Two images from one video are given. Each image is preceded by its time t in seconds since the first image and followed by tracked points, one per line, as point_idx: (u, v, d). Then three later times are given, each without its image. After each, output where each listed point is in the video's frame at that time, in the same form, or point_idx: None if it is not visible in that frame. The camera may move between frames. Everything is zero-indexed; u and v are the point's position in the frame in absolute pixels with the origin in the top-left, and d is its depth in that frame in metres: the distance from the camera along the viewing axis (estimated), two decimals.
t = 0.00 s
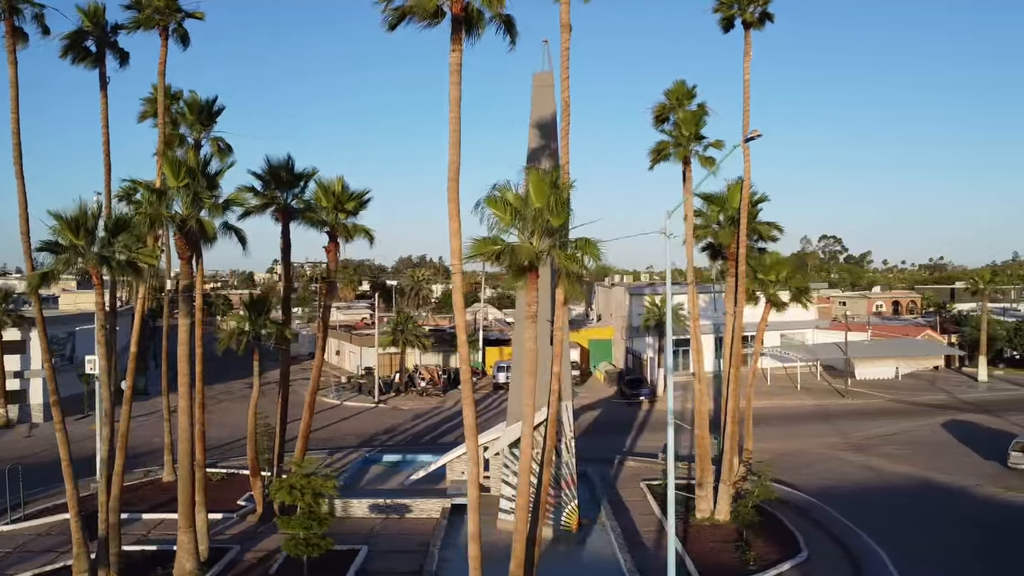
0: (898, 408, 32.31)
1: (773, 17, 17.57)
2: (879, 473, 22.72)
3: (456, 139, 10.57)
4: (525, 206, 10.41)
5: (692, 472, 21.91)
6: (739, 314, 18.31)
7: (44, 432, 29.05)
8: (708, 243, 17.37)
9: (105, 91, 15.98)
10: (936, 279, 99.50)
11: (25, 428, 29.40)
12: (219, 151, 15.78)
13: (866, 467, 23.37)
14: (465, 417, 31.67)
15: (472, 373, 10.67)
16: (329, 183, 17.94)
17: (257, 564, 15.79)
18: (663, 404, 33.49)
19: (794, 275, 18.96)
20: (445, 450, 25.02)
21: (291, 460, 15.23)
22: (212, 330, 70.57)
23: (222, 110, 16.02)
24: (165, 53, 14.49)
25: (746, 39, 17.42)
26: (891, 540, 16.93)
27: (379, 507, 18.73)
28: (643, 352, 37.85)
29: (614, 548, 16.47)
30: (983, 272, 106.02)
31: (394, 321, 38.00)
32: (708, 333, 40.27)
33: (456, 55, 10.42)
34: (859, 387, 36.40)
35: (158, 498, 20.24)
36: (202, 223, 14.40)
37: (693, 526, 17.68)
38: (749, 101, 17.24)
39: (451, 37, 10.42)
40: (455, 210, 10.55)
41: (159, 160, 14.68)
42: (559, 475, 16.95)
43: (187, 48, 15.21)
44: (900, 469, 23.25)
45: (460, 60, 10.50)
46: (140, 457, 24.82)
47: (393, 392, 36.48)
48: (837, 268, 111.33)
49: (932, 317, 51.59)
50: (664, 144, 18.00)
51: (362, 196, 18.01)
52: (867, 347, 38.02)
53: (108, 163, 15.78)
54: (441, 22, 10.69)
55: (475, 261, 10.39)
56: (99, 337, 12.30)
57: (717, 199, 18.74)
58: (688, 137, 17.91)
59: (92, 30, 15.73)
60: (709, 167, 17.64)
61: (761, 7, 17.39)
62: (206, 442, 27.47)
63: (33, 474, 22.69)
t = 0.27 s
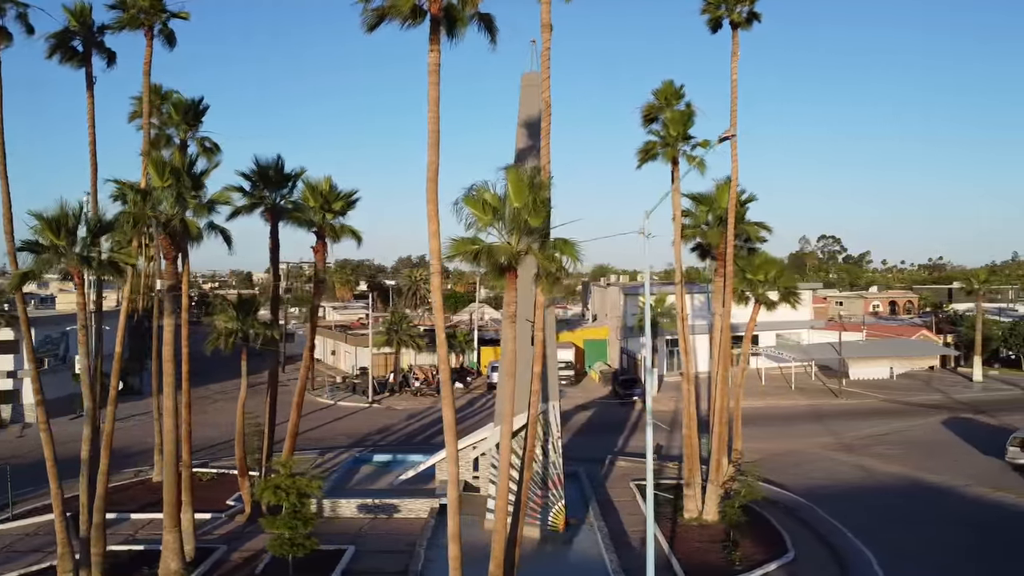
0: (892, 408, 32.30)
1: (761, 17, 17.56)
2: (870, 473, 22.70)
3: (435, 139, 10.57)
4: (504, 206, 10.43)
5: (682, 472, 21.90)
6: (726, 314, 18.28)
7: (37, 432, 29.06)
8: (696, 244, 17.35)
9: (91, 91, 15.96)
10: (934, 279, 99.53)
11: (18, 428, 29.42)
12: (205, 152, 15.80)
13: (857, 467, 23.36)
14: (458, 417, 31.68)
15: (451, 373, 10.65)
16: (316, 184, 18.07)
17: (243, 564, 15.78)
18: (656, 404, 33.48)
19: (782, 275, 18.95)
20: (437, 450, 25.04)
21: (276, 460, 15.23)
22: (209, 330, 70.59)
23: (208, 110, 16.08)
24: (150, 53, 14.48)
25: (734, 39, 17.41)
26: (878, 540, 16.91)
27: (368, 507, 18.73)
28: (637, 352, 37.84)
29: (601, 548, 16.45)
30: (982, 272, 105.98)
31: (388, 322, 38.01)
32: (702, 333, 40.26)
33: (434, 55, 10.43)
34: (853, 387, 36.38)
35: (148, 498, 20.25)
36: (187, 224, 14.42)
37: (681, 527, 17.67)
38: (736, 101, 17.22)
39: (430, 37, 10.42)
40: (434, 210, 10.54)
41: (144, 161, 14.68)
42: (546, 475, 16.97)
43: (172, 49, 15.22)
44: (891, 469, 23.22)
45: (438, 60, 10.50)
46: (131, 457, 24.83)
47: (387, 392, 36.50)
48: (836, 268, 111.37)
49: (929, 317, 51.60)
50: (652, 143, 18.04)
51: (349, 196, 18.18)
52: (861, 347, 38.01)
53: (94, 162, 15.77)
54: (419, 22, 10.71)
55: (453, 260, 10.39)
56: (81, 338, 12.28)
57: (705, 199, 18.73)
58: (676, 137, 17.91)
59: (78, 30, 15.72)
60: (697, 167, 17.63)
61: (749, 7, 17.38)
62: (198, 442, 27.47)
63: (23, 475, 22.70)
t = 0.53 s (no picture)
0: (886, 408, 32.30)
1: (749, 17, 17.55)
2: (861, 473, 22.70)
3: (415, 140, 10.56)
4: (483, 207, 10.45)
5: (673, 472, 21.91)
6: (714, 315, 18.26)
7: (30, 432, 29.06)
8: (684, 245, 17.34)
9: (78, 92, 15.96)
10: (932, 279, 99.63)
11: (11, 428, 29.42)
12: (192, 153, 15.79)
13: (848, 467, 23.37)
14: (452, 417, 31.70)
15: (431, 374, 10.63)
16: (304, 185, 18.10)
17: (230, 565, 15.79)
18: (651, 404, 33.48)
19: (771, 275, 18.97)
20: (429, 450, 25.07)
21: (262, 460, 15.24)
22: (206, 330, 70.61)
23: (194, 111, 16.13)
24: (136, 54, 14.48)
25: (722, 39, 17.42)
26: (867, 540, 16.92)
27: (357, 508, 18.74)
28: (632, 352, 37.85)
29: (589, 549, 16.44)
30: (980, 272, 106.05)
31: (383, 322, 38.01)
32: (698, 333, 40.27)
33: (414, 56, 10.43)
34: (848, 387, 36.40)
35: (138, 498, 20.27)
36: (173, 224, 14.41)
37: (669, 528, 17.67)
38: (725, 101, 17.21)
39: (411, 37, 10.41)
40: (414, 211, 10.54)
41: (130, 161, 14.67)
42: (535, 476, 16.97)
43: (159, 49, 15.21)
44: (883, 469, 23.22)
45: (420, 61, 10.50)
46: (123, 457, 24.83)
47: (382, 392, 36.53)
48: (835, 268, 111.45)
49: (925, 317, 51.67)
50: (641, 143, 18.03)
51: (338, 197, 18.23)
52: (856, 347, 38.03)
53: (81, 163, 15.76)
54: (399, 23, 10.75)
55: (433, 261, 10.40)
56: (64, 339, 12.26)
57: (695, 199, 18.73)
58: (664, 137, 17.91)
59: (66, 31, 15.71)
60: (685, 167, 17.62)
61: (737, 7, 17.36)
62: (191, 443, 27.49)
63: (14, 475, 22.72)
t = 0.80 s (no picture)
0: (881, 408, 32.30)
1: (738, 17, 17.54)
2: (853, 473, 22.69)
3: (396, 141, 10.55)
4: (464, 208, 10.44)
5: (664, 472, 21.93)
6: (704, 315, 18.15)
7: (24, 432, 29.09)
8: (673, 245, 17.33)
9: (66, 92, 15.96)
10: (930, 279, 99.55)
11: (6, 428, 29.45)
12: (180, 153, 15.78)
13: (840, 467, 23.37)
14: (446, 417, 31.71)
15: (413, 374, 10.61)
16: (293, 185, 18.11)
17: (219, 565, 15.79)
18: (645, 404, 33.49)
19: (761, 276, 18.92)
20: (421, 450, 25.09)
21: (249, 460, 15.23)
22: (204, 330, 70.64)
23: (182, 111, 16.17)
24: (122, 54, 14.46)
25: (711, 39, 17.39)
26: (856, 541, 16.92)
27: (347, 508, 18.74)
28: (627, 352, 37.87)
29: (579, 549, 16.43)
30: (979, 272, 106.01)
31: (378, 322, 38.02)
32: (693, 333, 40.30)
33: (396, 56, 10.40)
34: (843, 387, 36.41)
35: (130, 498, 20.32)
36: (159, 225, 14.41)
37: (659, 528, 17.67)
38: (714, 102, 17.17)
39: (392, 38, 10.40)
40: (395, 212, 10.54)
41: (116, 162, 14.67)
42: (524, 476, 16.99)
43: (146, 49, 15.20)
44: (875, 469, 23.21)
45: (401, 61, 10.48)
46: (116, 457, 24.86)
47: (377, 392, 36.58)
48: (834, 268, 111.46)
49: (922, 317, 51.66)
50: (629, 143, 18.15)
51: (327, 197, 18.25)
52: (851, 347, 38.02)
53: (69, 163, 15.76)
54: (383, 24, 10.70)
55: (414, 262, 10.40)
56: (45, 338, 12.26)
57: (684, 200, 18.71)
58: (653, 137, 17.89)
59: (53, 30, 15.71)
60: (674, 168, 17.60)
61: (726, 7, 17.35)
62: (185, 443, 27.52)
63: (6, 475, 22.75)
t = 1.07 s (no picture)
0: (876, 408, 32.28)
1: (727, 17, 17.53)
2: (845, 473, 22.67)
3: (378, 140, 10.53)
4: (446, 208, 10.41)
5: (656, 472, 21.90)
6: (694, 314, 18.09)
7: (17, 431, 29.05)
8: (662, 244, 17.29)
9: (55, 91, 15.94)
10: (929, 279, 99.51)
11: None
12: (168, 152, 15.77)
13: (833, 467, 23.35)
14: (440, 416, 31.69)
15: (395, 373, 10.55)
16: (283, 184, 18.10)
17: (207, 564, 15.78)
18: (640, 404, 33.45)
19: (752, 276, 18.86)
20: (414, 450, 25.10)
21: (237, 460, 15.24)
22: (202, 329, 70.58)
23: (171, 110, 16.17)
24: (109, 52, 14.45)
25: (700, 38, 17.38)
26: (845, 540, 16.90)
27: (337, 507, 18.73)
28: (622, 352, 37.84)
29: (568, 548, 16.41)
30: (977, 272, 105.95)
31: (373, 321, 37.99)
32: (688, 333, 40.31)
33: (378, 55, 10.37)
34: (838, 387, 36.39)
35: (120, 498, 20.29)
36: (146, 224, 14.39)
37: (648, 527, 17.67)
38: (703, 101, 17.14)
39: (374, 37, 10.39)
40: (377, 211, 10.52)
41: (104, 161, 14.65)
42: (513, 476, 17.00)
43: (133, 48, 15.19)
44: (868, 469, 23.19)
45: (383, 60, 10.46)
46: (108, 456, 24.82)
47: (372, 392, 36.59)
48: (832, 268, 111.47)
49: (918, 317, 51.62)
50: (619, 143, 18.13)
51: (316, 196, 18.25)
52: (847, 347, 38.00)
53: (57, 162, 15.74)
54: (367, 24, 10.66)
55: (396, 261, 10.38)
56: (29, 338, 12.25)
57: (674, 199, 18.68)
58: (642, 137, 17.87)
59: (42, 30, 15.70)
60: (663, 167, 17.57)
61: (715, 6, 17.35)
62: (178, 443, 27.50)
63: None
